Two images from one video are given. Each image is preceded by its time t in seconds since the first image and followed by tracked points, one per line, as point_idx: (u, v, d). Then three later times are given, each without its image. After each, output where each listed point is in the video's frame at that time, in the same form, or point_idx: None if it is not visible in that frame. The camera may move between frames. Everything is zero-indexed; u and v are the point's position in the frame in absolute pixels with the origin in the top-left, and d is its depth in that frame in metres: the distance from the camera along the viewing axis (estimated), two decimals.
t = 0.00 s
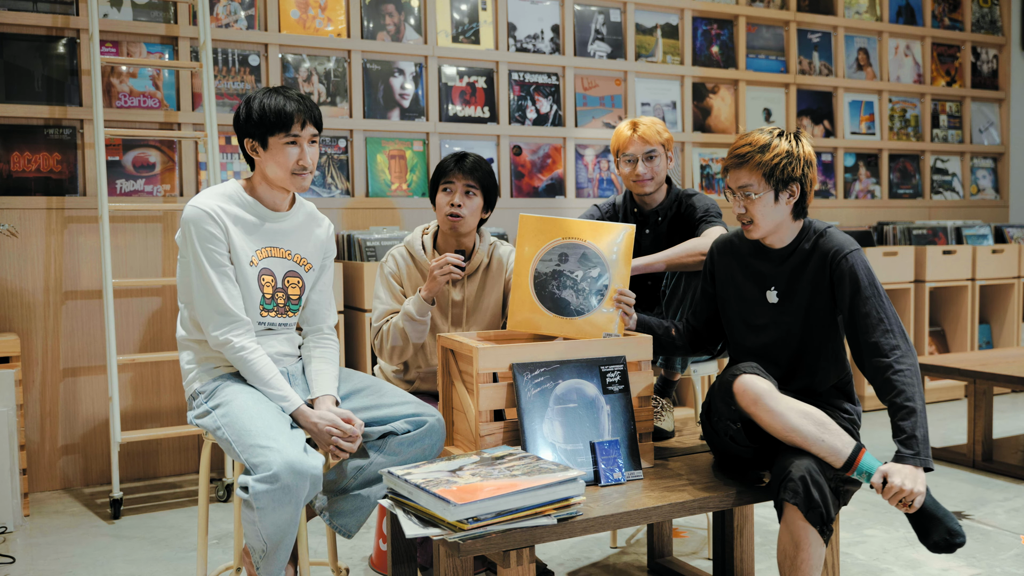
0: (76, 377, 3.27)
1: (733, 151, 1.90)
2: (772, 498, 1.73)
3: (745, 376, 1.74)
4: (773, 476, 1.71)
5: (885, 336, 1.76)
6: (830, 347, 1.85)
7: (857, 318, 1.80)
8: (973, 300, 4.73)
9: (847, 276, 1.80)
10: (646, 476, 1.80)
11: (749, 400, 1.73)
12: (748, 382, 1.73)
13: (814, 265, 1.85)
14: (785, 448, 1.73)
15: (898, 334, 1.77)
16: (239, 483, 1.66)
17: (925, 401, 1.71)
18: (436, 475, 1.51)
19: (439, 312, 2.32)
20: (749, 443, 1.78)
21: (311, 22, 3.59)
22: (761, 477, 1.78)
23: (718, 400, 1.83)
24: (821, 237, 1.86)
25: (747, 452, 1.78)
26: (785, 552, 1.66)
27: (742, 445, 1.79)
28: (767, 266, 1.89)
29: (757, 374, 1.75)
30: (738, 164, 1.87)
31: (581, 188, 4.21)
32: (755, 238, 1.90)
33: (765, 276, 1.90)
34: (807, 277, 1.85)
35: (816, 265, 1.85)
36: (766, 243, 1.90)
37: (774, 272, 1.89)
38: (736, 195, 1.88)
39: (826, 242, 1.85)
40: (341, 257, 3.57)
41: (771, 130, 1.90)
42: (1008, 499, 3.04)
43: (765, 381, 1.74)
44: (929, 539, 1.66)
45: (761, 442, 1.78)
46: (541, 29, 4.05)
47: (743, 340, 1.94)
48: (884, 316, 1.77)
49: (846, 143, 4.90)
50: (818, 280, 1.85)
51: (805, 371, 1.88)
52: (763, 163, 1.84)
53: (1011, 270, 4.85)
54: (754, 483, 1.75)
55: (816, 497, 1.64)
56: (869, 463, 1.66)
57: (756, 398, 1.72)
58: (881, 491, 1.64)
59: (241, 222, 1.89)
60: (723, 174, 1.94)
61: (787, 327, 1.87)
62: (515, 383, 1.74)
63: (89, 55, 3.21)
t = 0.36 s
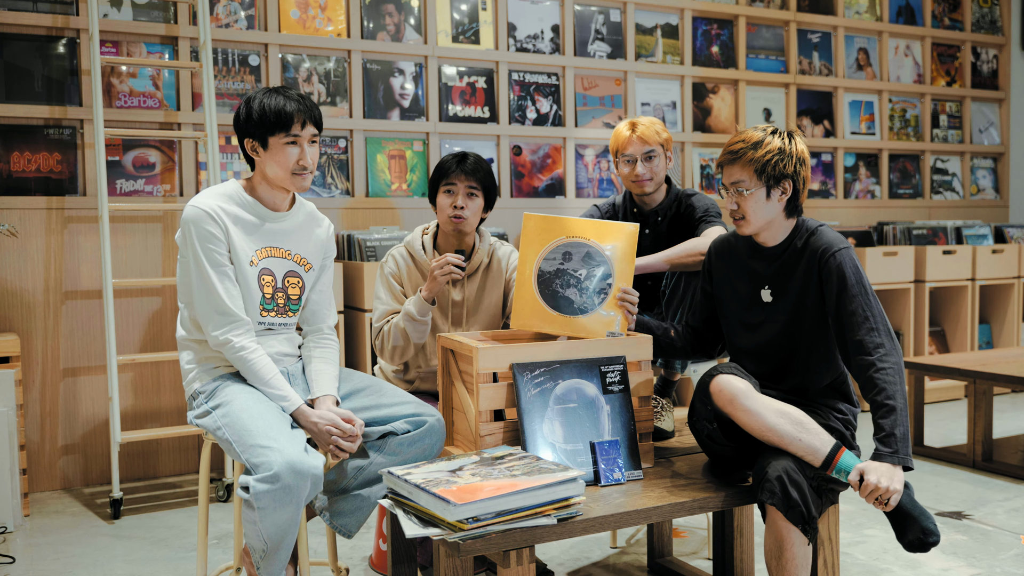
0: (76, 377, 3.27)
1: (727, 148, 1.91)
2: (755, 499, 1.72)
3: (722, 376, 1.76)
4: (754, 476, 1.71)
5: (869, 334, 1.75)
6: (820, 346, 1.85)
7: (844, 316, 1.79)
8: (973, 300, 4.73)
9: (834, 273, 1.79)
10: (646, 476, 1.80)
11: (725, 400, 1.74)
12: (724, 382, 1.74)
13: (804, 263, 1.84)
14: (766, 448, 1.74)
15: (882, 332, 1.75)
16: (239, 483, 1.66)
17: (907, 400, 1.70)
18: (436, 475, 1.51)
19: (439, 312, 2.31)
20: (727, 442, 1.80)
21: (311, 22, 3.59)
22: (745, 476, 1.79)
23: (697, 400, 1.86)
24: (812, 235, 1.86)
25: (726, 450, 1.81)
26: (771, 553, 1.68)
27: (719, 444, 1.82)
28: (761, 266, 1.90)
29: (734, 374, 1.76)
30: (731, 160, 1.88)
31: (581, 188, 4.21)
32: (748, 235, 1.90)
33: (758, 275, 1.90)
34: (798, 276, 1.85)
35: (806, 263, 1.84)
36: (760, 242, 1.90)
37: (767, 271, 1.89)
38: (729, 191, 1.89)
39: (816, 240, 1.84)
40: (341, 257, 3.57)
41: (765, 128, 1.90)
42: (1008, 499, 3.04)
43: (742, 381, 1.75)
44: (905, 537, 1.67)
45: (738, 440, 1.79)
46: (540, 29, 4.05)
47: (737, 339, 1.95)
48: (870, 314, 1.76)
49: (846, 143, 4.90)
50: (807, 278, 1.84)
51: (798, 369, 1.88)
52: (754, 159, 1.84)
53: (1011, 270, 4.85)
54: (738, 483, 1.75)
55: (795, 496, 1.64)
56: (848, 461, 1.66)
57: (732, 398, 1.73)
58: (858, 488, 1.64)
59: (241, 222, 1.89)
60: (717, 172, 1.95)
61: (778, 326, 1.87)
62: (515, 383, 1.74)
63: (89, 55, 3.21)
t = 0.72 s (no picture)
0: (76, 377, 3.27)
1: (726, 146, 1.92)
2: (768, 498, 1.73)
3: (737, 378, 1.74)
4: (770, 476, 1.71)
5: (875, 331, 1.76)
6: (824, 345, 1.85)
7: (849, 314, 1.80)
8: (973, 300, 4.73)
9: (837, 271, 1.80)
10: (646, 476, 1.80)
11: (741, 402, 1.73)
12: (740, 384, 1.73)
13: (805, 262, 1.84)
14: (782, 448, 1.73)
15: (889, 328, 1.76)
16: (240, 483, 1.67)
17: (917, 394, 1.71)
18: (435, 475, 1.51)
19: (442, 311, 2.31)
20: (742, 445, 1.79)
21: (311, 22, 3.59)
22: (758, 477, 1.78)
23: (709, 401, 1.83)
24: (811, 234, 1.86)
25: (742, 453, 1.80)
26: (784, 553, 1.67)
27: (734, 447, 1.80)
28: (760, 266, 1.90)
29: (748, 375, 1.75)
30: (731, 157, 1.88)
31: (581, 188, 4.21)
32: (745, 233, 1.90)
33: (757, 275, 1.90)
34: (799, 275, 1.85)
35: (807, 262, 1.84)
36: (756, 241, 1.90)
37: (766, 271, 1.89)
38: (728, 189, 1.89)
39: (816, 238, 1.84)
40: (341, 256, 3.57)
41: (764, 126, 1.91)
42: (1008, 499, 3.04)
43: (757, 382, 1.73)
44: (927, 532, 1.66)
45: (752, 442, 1.79)
46: (541, 29, 4.05)
47: (740, 341, 1.95)
48: (875, 311, 1.77)
49: (846, 143, 4.90)
50: (809, 277, 1.84)
51: (801, 369, 1.88)
52: (753, 156, 1.85)
53: (1011, 270, 4.85)
54: (749, 483, 1.75)
55: (814, 497, 1.64)
56: (865, 460, 1.67)
57: (747, 400, 1.71)
58: (875, 485, 1.62)
59: (241, 222, 1.89)
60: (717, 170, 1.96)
61: (781, 325, 1.87)
62: (515, 383, 1.74)
63: (89, 55, 3.21)
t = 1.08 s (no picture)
0: (76, 377, 3.27)
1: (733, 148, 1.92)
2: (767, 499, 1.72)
3: (740, 376, 1.75)
4: (768, 476, 1.71)
5: (882, 336, 1.76)
6: (830, 347, 1.85)
7: (857, 317, 1.80)
8: (973, 300, 4.73)
9: (848, 274, 1.80)
10: (646, 476, 1.80)
11: (744, 400, 1.73)
12: (743, 382, 1.73)
13: (816, 264, 1.84)
14: (782, 448, 1.74)
15: (896, 334, 1.76)
16: (240, 483, 1.67)
17: (920, 402, 1.70)
18: (436, 475, 1.51)
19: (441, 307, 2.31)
20: (745, 444, 1.79)
21: (311, 22, 3.59)
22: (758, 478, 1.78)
23: (712, 400, 1.84)
24: (823, 236, 1.86)
25: (743, 451, 1.79)
26: (783, 552, 1.69)
27: (736, 445, 1.80)
28: (770, 266, 1.90)
29: (752, 374, 1.75)
30: (740, 160, 1.87)
31: (581, 188, 4.21)
32: (754, 235, 1.90)
33: (767, 274, 1.90)
34: (809, 276, 1.85)
35: (818, 264, 1.84)
36: (767, 241, 1.90)
37: (776, 271, 1.89)
38: (735, 191, 1.88)
39: (828, 240, 1.84)
40: (341, 257, 3.57)
41: (774, 128, 1.90)
42: (1008, 499, 3.04)
43: (760, 381, 1.74)
44: (922, 539, 1.66)
45: (755, 441, 1.79)
46: (541, 29, 4.05)
47: (745, 339, 1.95)
48: (883, 316, 1.77)
49: (846, 143, 4.90)
50: (819, 278, 1.84)
51: (805, 370, 1.88)
52: (763, 160, 1.84)
53: (1011, 270, 4.85)
54: (749, 483, 1.75)
55: (810, 498, 1.64)
56: (864, 464, 1.66)
57: (750, 399, 1.72)
58: (875, 493, 1.63)
59: (242, 222, 1.89)
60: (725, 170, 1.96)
61: (787, 325, 1.87)
62: (515, 383, 1.74)
63: (89, 55, 3.21)
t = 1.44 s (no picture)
0: (76, 377, 3.27)
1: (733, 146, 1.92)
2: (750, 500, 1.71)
3: (717, 377, 1.77)
4: (749, 476, 1.71)
5: (868, 336, 1.74)
6: (821, 346, 1.85)
7: (845, 317, 1.79)
8: (973, 300, 4.73)
9: (839, 273, 1.79)
10: (646, 476, 1.80)
11: (721, 400, 1.75)
12: (719, 382, 1.76)
13: (809, 263, 1.84)
14: (761, 448, 1.74)
15: (883, 334, 1.75)
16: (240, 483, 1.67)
17: (904, 403, 1.69)
18: (436, 475, 1.51)
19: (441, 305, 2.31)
20: (722, 442, 1.82)
21: (311, 22, 3.59)
22: (742, 477, 1.78)
23: (693, 400, 1.88)
24: (817, 235, 1.86)
25: (722, 450, 1.82)
26: (767, 553, 1.69)
27: (714, 444, 1.83)
28: (765, 265, 1.90)
29: (731, 375, 1.77)
30: (739, 157, 1.87)
31: (581, 188, 4.21)
32: (751, 233, 1.90)
33: (762, 273, 1.90)
34: (802, 275, 1.85)
35: (811, 263, 1.84)
36: (763, 239, 1.90)
37: (770, 270, 1.89)
38: (733, 188, 1.88)
39: (822, 239, 1.84)
40: (341, 257, 3.57)
41: (774, 125, 1.90)
42: (1008, 499, 3.04)
43: (738, 381, 1.75)
44: (896, 539, 1.67)
45: (733, 440, 1.80)
46: (540, 29, 4.05)
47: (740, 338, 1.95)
48: (871, 316, 1.75)
49: (846, 143, 4.90)
50: (810, 277, 1.84)
51: (797, 369, 1.87)
52: (762, 157, 1.84)
53: (1011, 270, 4.85)
54: (733, 483, 1.76)
55: (789, 497, 1.64)
56: (842, 463, 1.66)
57: (727, 399, 1.74)
58: (851, 492, 1.64)
59: (241, 222, 1.89)
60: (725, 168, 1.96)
61: (779, 324, 1.87)
62: (515, 383, 1.74)
63: (89, 55, 3.21)
